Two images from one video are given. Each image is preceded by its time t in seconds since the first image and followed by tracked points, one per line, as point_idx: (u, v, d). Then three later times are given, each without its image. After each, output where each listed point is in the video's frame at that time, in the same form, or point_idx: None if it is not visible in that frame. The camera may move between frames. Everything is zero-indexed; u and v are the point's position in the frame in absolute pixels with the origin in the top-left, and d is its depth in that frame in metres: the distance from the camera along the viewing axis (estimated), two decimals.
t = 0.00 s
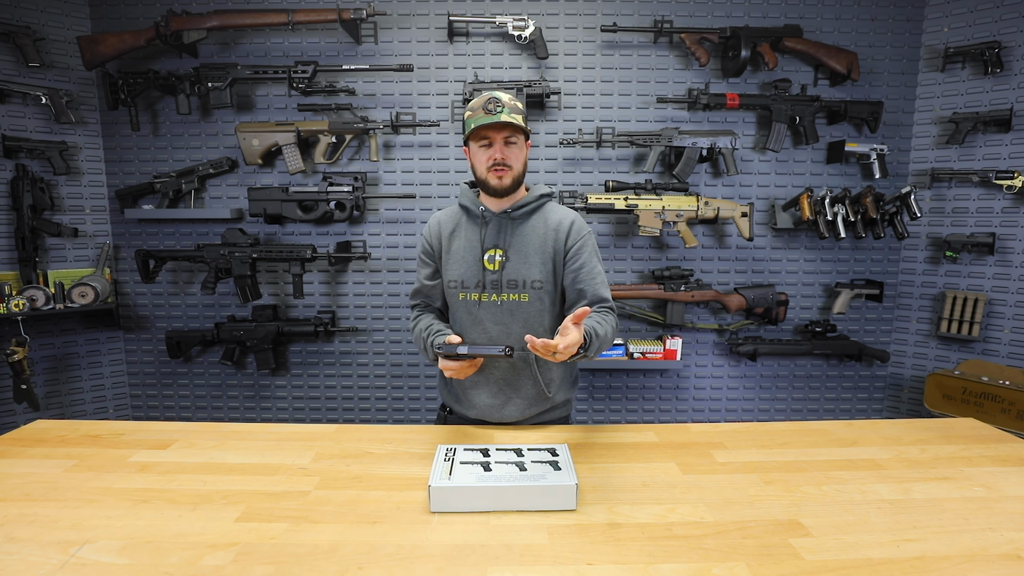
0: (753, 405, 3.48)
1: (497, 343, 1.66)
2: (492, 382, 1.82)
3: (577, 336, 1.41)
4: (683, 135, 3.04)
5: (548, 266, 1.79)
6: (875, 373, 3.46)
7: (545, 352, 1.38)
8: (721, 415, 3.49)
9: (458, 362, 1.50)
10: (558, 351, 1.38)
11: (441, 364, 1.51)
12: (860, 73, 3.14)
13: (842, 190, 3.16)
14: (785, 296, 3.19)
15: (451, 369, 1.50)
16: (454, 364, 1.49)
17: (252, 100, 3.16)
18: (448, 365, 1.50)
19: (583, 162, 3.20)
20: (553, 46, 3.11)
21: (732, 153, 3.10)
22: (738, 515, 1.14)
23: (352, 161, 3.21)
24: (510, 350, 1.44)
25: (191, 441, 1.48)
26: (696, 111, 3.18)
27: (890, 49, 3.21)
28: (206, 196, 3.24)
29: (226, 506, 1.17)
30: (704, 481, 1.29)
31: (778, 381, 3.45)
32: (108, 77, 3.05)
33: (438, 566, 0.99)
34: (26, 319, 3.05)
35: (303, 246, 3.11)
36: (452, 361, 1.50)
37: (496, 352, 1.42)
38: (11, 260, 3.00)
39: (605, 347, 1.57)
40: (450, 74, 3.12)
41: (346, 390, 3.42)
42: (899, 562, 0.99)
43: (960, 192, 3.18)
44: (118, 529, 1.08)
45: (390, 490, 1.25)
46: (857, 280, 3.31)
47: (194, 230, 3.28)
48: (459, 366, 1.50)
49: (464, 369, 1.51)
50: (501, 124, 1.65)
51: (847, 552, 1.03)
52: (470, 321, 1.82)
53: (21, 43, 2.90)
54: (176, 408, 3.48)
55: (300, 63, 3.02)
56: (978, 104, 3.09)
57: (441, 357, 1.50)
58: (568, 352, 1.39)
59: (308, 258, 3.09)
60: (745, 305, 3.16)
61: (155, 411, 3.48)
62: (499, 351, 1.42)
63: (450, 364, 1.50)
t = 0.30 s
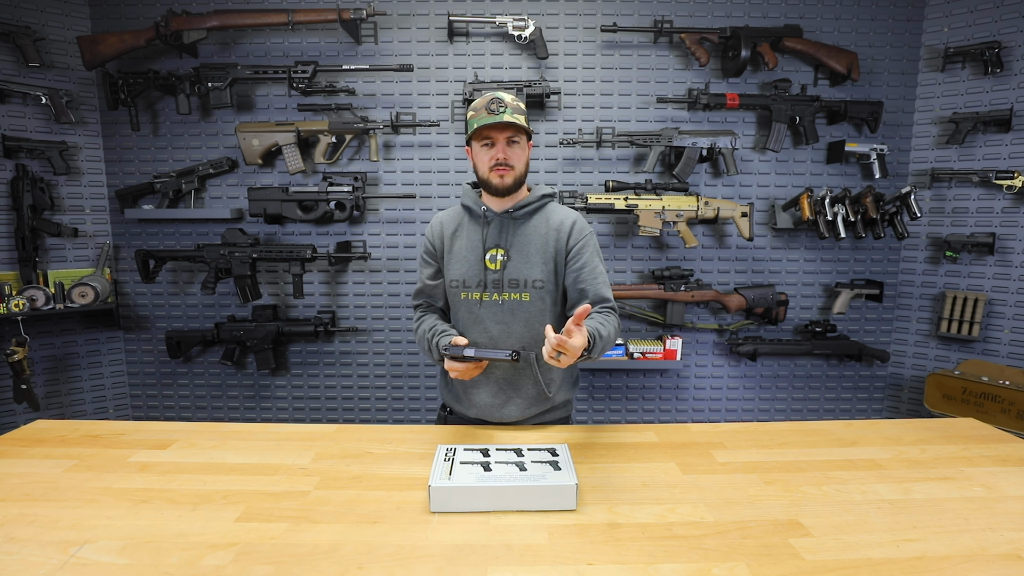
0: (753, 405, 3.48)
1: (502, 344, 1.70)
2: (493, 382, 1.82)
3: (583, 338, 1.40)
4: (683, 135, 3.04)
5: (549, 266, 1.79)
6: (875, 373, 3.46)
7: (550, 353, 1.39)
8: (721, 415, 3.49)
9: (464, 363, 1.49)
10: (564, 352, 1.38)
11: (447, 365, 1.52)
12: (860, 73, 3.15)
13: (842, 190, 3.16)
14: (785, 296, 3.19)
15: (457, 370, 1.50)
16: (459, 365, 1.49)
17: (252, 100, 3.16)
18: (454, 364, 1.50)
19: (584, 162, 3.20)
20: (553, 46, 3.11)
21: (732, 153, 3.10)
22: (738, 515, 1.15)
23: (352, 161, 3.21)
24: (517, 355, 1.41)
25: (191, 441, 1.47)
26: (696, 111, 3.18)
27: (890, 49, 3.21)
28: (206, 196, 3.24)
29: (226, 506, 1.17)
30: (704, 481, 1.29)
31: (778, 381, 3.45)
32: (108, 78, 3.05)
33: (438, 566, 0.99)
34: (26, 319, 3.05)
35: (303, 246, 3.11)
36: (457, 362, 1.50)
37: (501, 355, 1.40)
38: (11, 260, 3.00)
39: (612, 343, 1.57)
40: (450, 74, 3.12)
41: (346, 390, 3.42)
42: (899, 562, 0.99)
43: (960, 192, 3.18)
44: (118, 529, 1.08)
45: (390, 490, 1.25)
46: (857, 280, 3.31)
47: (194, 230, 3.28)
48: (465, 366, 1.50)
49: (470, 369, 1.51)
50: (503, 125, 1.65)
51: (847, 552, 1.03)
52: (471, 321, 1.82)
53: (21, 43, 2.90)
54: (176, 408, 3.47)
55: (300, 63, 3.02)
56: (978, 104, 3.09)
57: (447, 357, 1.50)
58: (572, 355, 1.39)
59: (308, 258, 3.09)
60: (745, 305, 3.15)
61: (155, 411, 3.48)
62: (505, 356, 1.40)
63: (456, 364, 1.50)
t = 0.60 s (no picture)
0: (753, 405, 3.48)
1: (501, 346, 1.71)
2: (492, 382, 1.81)
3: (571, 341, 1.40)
4: (683, 135, 3.04)
5: (550, 265, 1.79)
6: (875, 373, 3.46)
7: (533, 359, 1.39)
8: (721, 415, 3.49)
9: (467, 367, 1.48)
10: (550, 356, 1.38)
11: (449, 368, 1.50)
12: (860, 73, 3.14)
13: (842, 190, 3.16)
14: (785, 296, 3.19)
15: (460, 373, 1.49)
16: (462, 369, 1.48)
17: (252, 100, 3.16)
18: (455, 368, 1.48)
19: (584, 162, 3.20)
20: (553, 46, 3.11)
21: (732, 153, 3.10)
22: (738, 515, 1.14)
23: (352, 161, 3.20)
24: (523, 363, 1.39)
25: (191, 441, 1.47)
26: (696, 111, 3.18)
27: (890, 49, 3.21)
28: (206, 196, 3.24)
29: (226, 506, 1.17)
30: (704, 481, 1.29)
31: (778, 381, 3.45)
32: (108, 78, 3.05)
33: (438, 566, 0.99)
34: (26, 319, 3.05)
35: (303, 246, 3.11)
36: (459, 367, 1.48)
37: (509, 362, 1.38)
38: (11, 260, 3.00)
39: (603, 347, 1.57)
40: (450, 74, 3.12)
41: (346, 390, 3.42)
42: (899, 562, 0.99)
43: (960, 192, 3.18)
44: (118, 529, 1.08)
45: (390, 490, 1.25)
46: (857, 280, 3.31)
47: (194, 230, 3.28)
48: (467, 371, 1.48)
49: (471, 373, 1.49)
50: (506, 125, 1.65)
51: (847, 552, 1.03)
52: (471, 320, 1.81)
53: (21, 43, 2.90)
54: (176, 408, 3.47)
55: (300, 63, 3.02)
56: (978, 104, 3.09)
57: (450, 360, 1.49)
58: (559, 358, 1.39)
59: (308, 258, 3.09)
60: (745, 305, 3.15)
61: (155, 411, 3.48)
62: (512, 365, 1.37)
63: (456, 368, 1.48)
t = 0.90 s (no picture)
0: (753, 405, 3.48)
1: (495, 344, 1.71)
2: (488, 381, 1.81)
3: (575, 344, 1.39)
4: (683, 135, 3.04)
5: (549, 266, 1.80)
6: (875, 373, 3.46)
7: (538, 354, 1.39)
8: (721, 415, 3.49)
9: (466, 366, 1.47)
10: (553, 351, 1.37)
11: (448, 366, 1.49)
12: (860, 73, 3.14)
13: (842, 190, 3.16)
14: (785, 296, 3.19)
15: (458, 371, 1.48)
16: (461, 366, 1.47)
17: (252, 100, 3.16)
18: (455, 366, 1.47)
19: (583, 162, 3.20)
20: (553, 46, 3.11)
21: (732, 153, 3.10)
22: (738, 515, 1.14)
23: (352, 161, 3.21)
24: (527, 359, 1.38)
25: (191, 441, 1.47)
26: (696, 111, 3.18)
27: (890, 49, 3.21)
28: (206, 196, 3.24)
29: (225, 506, 1.17)
30: (704, 481, 1.29)
31: (778, 381, 3.45)
32: (108, 77, 3.05)
33: (438, 566, 0.99)
34: (26, 319, 3.05)
35: (303, 246, 3.11)
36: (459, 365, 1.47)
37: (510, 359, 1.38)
38: (11, 260, 3.00)
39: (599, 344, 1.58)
40: (450, 74, 3.12)
41: (346, 390, 3.42)
42: (899, 562, 0.99)
43: (960, 192, 3.18)
44: (118, 529, 1.08)
45: (390, 490, 1.25)
46: (857, 280, 3.31)
47: (194, 230, 3.28)
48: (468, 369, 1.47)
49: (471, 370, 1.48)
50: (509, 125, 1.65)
51: (847, 552, 1.03)
52: (468, 318, 1.80)
53: (21, 43, 2.90)
54: (176, 408, 3.47)
55: (300, 63, 3.02)
56: (978, 104, 3.09)
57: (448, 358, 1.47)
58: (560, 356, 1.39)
59: (308, 258, 3.09)
60: (745, 305, 3.15)
61: (155, 411, 3.48)
62: (514, 361, 1.37)
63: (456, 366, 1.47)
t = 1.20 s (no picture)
0: (753, 405, 3.48)
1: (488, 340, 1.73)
2: (483, 381, 1.81)
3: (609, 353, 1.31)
4: (683, 135, 3.04)
5: (546, 267, 1.80)
6: (875, 373, 3.46)
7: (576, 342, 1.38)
8: (721, 415, 3.49)
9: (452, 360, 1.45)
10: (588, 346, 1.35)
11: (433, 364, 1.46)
12: (860, 73, 3.14)
13: (842, 190, 3.16)
14: (785, 296, 3.19)
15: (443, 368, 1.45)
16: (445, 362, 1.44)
17: (252, 100, 3.16)
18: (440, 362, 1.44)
19: (583, 162, 3.20)
20: (553, 46, 3.11)
21: (732, 153, 3.10)
22: (738, 515, 1.15)
23: (352, 161, 3.20)
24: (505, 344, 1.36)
25: (191, 441, 1.47)
26: (696, 111, 3.18)
27: (890, 49, 3.21)
28: (206, 196, 3.24)
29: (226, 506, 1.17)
30: (704, 481, 1.29)
31: (778, 381, 3.45)
32: (108, 77, 3.05)
33: (438, 566, 0.99)
34: (26, 319, 3.05)
35: (303, 246, 3.11)
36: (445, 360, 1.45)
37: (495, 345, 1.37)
38: (11, 260, 3.00)
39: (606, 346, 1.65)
40: (450, 74, 3.12)
41: (346, 390, 3.42)
42: (899, 562, 0.99)
43: (960, 192, 3.18)
44: (118, 529, 1.08)
45: (390, 490, 1.25)
46: (857, 280, 3.31)
47: (194, 230, 3.28)
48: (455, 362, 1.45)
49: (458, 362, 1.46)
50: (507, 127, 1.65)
51: (847, 552, 1.03)
52: (464, 319, 1.79)
53: (21, 43, 2.90)
54: (176, 408, 3.47)
55: (300, 63, 3.02)
56: (978, 104, 3.09)
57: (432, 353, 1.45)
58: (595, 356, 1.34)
59: (308, 258, 3.09)
60: (745, 305, 3.15)
61: (155, 411, 3.48)
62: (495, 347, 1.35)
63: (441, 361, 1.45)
